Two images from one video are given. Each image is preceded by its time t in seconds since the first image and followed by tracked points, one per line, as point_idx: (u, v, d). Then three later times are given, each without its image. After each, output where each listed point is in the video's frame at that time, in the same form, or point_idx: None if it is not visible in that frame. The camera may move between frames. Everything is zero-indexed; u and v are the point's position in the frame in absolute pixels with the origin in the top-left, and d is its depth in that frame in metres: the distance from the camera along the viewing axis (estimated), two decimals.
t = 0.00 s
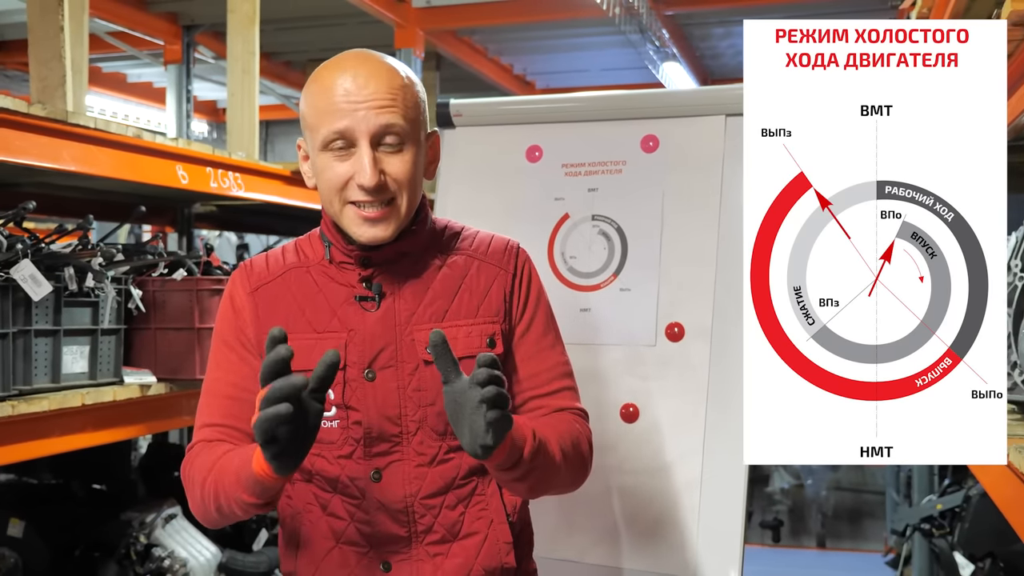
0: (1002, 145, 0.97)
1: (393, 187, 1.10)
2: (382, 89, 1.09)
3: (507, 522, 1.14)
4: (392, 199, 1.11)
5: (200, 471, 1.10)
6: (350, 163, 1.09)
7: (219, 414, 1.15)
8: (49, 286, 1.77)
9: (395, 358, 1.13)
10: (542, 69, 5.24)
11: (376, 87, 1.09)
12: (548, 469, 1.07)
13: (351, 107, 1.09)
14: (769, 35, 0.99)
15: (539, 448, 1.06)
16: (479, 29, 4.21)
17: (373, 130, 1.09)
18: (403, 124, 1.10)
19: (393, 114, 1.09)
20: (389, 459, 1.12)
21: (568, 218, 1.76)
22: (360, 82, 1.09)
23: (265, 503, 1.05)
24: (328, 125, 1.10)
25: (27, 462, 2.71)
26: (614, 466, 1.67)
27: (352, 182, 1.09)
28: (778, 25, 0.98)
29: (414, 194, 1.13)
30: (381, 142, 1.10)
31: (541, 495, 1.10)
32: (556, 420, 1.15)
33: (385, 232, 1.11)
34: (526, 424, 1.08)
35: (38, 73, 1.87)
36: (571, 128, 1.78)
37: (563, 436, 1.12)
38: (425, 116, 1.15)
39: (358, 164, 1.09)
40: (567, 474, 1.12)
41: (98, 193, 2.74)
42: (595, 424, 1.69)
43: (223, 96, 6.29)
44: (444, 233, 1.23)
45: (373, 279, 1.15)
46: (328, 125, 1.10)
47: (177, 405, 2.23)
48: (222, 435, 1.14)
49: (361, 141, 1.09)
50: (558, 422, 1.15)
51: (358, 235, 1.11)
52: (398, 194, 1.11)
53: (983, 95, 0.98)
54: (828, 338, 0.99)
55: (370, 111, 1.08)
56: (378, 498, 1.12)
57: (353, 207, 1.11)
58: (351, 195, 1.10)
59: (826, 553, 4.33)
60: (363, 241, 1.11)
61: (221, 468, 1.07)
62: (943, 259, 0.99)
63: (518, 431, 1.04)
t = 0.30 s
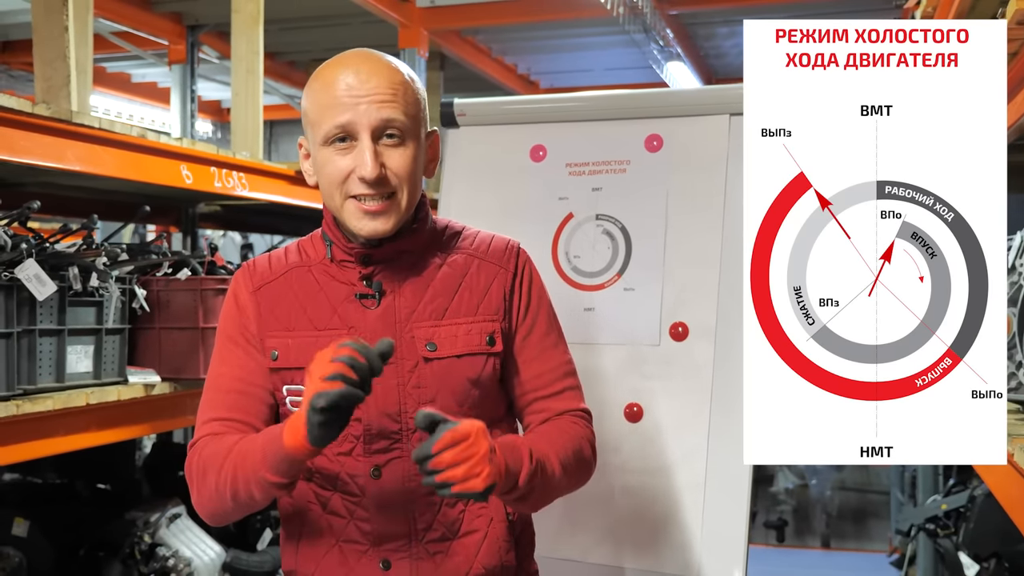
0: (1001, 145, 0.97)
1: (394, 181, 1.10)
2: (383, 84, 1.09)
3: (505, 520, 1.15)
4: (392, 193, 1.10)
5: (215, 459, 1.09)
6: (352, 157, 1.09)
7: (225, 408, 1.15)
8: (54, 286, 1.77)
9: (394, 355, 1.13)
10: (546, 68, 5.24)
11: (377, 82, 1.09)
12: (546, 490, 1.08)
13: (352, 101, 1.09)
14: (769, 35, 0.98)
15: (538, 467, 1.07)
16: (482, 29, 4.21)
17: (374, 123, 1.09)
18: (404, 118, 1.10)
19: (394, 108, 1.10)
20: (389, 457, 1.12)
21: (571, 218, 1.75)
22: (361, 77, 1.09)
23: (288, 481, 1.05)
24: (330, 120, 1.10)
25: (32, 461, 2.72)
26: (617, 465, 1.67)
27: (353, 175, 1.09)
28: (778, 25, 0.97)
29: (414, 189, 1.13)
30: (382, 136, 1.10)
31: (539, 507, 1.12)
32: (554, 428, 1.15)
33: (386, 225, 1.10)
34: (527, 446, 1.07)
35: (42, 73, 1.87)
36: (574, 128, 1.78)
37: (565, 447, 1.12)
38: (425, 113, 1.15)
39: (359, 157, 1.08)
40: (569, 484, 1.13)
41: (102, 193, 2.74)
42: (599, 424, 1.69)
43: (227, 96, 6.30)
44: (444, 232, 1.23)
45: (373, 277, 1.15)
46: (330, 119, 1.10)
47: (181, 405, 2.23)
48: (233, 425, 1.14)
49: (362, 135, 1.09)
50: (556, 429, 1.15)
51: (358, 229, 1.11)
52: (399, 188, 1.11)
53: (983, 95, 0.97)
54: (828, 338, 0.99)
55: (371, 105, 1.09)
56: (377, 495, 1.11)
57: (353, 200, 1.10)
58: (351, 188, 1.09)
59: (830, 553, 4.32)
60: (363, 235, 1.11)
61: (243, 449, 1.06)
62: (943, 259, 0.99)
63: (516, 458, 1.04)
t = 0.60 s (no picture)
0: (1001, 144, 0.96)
1: (409, 169, 1.10)
2: (399, 75, 1.11)
3: (512, 520, 1.14)
4: (407, 182, 1.10)
5: (198, 525, 1.10)
6: (367, 145, 1.09)
7: (217, 417, 1.16)
8: (57, 285, 1.78)
9: (406, 354, 1.13)
10: (550, 68, 5.24)
11: (393, 73, 1.11)
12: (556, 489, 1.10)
13: (368, 91, 1.10)
14: (769, 35, 0.98)
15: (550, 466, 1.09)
16: (486, 29, 4.21)
17: (390, 112, 1.09)
18: (419, 109, 1.11)
19: (409, 99, 1.11)
20: (399, 455, 1.12)
21: (575, 217, 1.75)
22: (376, 68, 1.11)
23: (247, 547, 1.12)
24: (346, 109, 1.11)
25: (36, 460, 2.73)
26: (621, 465, 1.67)
27: (368, 163, 1.09)
28: (778, 25, 0.97)
29: (427, 181, 1.13)
30: (397, 126, 1.11)
31: (547, 506, 1.14)
32: (559, 428, 1.17)
33: (400, 214, 1.10)
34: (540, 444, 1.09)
35: (46, 73, 1.87)
36: (578, 128, 1.78)
37: (572, 447, 1.14)
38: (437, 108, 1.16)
39: (375, 145, 1.09)
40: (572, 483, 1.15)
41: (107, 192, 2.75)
42: (602, 424, 1.69)
43: (232, 95, 6.31)
44: (450, 233, 1.23)
45: (384, 276, 1.15)
46: (345, 109, 1.10)
47: (185, 404, 2.23)
48: (213, 489, 1.12)
49: (379, 123, 1.09)
50: (561, 430, 1.16)
51: (371, 217, 1.10)
52: (413, 177, 1.11)
53: (983, 95, 0.97)
54: (828, 338, 0.99)
55: (387, 95, 1.10)
56: (388, 493, 1.11)
57: (368, 189, 1.10)
58: (366, 176, 1.09)
59: (834, 553, 4.32)
60: (377, 223, 1.10)
61: (214, 562, 1.07)
62: (944, 259, 0.98)
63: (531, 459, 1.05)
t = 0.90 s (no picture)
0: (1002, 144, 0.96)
1: (412, 161, 1.10)
2: (403, 69, 1.11)
3: (518, 519, 1.15)
4: (410, 174, 1.10)
5: None
6: (371, 137, 1.09)
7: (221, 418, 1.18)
8: (61, 285, 1.78)
9: (409, 355, 1.13)
10: (553, 68, 5.23)
11: (398, 67, 1.11)
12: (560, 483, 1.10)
13: (373, 83, 1.10)
14: (769, 35, 0.97)
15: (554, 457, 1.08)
16: (490, 29, 4.21)
17: (395, 104, 1.09)
18: (423, 103, 1.11)
19: (413, 91, 1.11)
20: (404, 456, 1.12)
21: (579, 217, 1.75)
22: (381, 62, 1.11)
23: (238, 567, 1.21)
24: (350, 101, 1.11)
25: (41, 459, 2.74)
26: (624, 465, 1.67)
27: (372, 154, 1.09)
28: (778, 25, 0.97)
29: (430, 174, 1.13)
30: (401, 119, 1.11)
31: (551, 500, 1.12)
32: (566, 422, 1.16)
33: (403, 206, 1.09)
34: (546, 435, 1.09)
35: (50, 73, 1.88)
36: (580, 128, 1.78)
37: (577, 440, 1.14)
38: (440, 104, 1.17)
39: (379, 137, 1.09)
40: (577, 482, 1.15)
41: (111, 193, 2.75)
42: (605, 424, 1.69)
43: (236, 95, 6.32)
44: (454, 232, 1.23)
45: (386, 276, 1.15)
46: (349, 101, 1.10)
47: (188, 404, 2.24)
48: (204, 531, 1.17)
49: (382, 115, 1.09)
50: (568, 424, 1.16)
51: (375, 209, 1.10)
52: (417, 168, 1.11)
53: (984, 94, 0.97)
54: (829, 338, 0.99)
55: (391, 87, 1.10)
56: (392, 494, 1.11)
57: (372, 181, 1.10)
58: (370, 167, 1.09)
59: (838, 553, 4.31)
60: (380, 215, 1.10)
61: None
62: (944, 259, 0.98)
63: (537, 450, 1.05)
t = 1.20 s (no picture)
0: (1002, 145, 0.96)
1: (408, 155, 1.10)
2: (398, 64, 1.11)
3: (515, 522, 1.13)
4: (405, 168, 1.10)
5: None
6: (366, 131, 1.09)
7: (224, 418, 1.19)
8: (63, 284, 1.79)
9: (402, 354, 1.13)
10: (556, 68, 5.23)
11: (392, 62, 1.11)
12: (553, 464, 1.07)
13: (367, 79, 1.10)
14: (769, 35, 0.97)
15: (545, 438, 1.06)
16: (493, 28, 4.21)
17: (389, 99, 1.09)
18: (418, 97, 1.11)
19: (408, 86, 1.11)
20: (395, 456, 1.12)
21: (582, 216, 1.75)
22: (375, 58, 1.11)
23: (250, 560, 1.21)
24: (345, 97, 1.11)
25: (44, 459, 2.74)
26: (627, 464, 1.66)
27: (367, 149, 1.09)
28: (778, 25, 0.96)
29: (427, 169, 1.13)
30: (396, 114, 1.11)
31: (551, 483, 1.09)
32: (571, 418, 1.15)
33: (398, 200, 1.09)
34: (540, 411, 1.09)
35: (53, 73, 1.88)
36: (582, 127, 1.78)
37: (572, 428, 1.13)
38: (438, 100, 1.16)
39: (373, 131, 1.09)
40: (570, 481, 1.12)
41: (114, 192, 2.76)
42: (607, 423, 1.69)
43: (239, 95, 6.33)
44: (454, 230, 1.22)
45: (382, 274, 1.15)
46: (344, 97, 1.11)
47: (191, 404, 2.24)
48: (211, 522, 1.18)
49: (377, 110, 1.09)
50: (571, 419, 1.15)
51: (370, 204, 1.09)
52: (413, 163, 1.10)
53: (984, 94, 0.96)
54: (828, 338, 0.98)
55: (386, 82, 1.10)
56: (384, 494, 1.11)
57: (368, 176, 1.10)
58: (365, 162, 1.09)
59: (841, 553, 4.31)
60: (376, 209, 1.09)
61: None
62: (943, 259, 0.98)
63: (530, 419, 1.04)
